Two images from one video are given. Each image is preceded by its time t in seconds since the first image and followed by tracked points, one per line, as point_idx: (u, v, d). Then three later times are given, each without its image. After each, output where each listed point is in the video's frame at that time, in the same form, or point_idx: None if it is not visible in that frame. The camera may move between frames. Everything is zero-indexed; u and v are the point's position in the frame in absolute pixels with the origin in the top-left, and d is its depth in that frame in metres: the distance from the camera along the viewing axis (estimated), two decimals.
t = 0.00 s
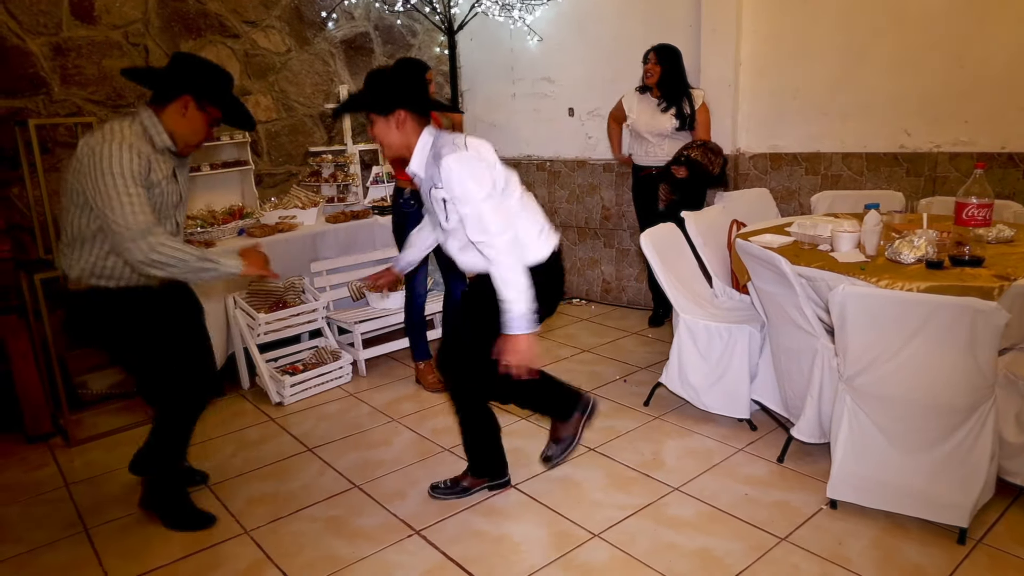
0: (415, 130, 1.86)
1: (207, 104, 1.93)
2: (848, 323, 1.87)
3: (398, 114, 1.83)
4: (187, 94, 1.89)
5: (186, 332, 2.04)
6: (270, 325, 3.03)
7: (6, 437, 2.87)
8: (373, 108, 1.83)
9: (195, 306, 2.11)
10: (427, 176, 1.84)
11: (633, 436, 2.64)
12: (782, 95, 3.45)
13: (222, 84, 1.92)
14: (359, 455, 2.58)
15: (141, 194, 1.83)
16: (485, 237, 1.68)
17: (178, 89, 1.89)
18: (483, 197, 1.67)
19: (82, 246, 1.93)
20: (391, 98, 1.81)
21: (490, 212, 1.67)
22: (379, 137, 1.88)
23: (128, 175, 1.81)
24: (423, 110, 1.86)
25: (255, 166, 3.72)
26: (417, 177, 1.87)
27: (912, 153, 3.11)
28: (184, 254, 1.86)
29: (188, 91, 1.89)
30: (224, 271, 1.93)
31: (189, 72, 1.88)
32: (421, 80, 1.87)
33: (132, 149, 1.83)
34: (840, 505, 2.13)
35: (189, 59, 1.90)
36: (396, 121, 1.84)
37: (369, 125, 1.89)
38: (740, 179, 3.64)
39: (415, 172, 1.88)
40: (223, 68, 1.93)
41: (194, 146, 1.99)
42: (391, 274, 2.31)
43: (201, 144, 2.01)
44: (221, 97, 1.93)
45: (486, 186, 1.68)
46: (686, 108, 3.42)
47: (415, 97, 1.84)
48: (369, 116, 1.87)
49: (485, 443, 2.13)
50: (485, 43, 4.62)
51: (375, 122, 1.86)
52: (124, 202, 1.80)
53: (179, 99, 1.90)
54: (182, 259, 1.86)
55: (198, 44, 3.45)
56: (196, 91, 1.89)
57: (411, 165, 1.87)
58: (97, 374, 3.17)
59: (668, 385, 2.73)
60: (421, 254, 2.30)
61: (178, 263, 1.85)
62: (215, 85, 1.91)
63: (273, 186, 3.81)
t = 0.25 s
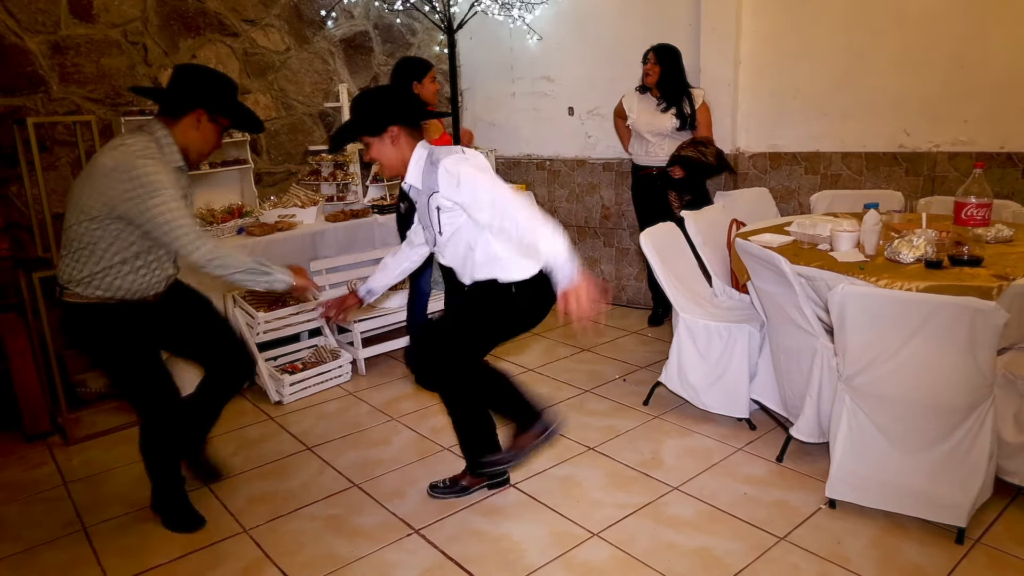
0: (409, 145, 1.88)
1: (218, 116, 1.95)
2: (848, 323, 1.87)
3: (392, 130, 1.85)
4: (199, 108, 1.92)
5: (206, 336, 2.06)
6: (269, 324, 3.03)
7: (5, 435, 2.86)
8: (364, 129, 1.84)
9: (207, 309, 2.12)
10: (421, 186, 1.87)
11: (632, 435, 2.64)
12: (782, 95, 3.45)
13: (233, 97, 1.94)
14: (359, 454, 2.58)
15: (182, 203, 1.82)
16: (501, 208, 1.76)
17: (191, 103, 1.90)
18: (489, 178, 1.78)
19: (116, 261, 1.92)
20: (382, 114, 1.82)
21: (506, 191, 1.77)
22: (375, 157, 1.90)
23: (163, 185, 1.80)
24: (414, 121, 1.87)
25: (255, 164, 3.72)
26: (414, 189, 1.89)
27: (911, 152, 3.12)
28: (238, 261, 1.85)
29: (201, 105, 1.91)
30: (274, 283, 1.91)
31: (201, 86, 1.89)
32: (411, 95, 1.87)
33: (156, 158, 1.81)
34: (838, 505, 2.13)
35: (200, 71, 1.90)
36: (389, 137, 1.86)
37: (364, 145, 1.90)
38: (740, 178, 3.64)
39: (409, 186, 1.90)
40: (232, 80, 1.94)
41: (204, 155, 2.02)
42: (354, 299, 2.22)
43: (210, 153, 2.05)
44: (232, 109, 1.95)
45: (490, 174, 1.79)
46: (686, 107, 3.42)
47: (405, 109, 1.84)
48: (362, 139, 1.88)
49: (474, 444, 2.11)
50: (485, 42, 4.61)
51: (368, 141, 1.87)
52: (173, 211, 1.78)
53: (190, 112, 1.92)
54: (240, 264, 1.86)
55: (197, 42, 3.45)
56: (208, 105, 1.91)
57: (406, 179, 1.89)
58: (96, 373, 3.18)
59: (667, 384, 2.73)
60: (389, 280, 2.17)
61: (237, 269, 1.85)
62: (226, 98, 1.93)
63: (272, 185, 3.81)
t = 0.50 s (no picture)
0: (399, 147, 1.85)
1: (238, 113, 1.98)
2: (849, 324, 1.87)
3: (380, 135, 1.82)
4: (219, 104, 1.94)
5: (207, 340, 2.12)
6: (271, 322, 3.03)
7: (7, 431, 2.87)
8: (356, 130, 1.82)
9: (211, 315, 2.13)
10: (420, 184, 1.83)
11: (634, 435, 2.64)
12: (785, 95, 3.45)
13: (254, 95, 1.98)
14: (360, 452, 2.58)
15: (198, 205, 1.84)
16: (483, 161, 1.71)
17: (213, 99, 1.93)
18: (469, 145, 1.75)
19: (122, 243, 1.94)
20: (372, 120, 1.80)
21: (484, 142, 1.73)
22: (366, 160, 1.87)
23: (186, 182, 1.83)
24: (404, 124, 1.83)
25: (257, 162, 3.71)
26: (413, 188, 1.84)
27: (915, 153, 3.11)
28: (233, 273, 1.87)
29: (222, 102, 1.94)
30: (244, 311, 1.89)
31: (223, 82, 1.93)
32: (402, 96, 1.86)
33: (187, 157, 1.85)
34: (839, 505, 2.14)
35: (223, 67, 1.94)
36: (378, 141, 1.83)
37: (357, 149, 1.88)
38: (742, 178, 3.63)
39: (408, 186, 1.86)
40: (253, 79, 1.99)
41: (218, 150, 2.04)
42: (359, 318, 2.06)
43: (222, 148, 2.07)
44: (251, 106, 1.99)
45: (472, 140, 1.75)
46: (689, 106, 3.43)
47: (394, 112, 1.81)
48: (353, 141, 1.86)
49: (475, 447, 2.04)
50: (488, 41, 4.61)
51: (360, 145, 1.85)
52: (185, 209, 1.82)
53: (211, 108, 1.94)
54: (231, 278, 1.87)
55: (200, 40, 3.45)
56: (229, 102, 1.95)
57: (404, 178, 1.84)
58: (98, 369, 3.18)
59: (669, 384, 2.73)
60: (394, 295, 2.05)
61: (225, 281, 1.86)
62: (245, 97, 1.97)
63: (274, 183, 3.81)
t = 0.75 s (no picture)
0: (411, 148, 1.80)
1: (244, 123, 1.98)
2: (853, 325, 1.87)
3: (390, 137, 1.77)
4: (224, 113, 1.94)
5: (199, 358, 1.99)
6: (273, 321, 3.03)
7: (10, 430, 2.87)
8: (366, 134, 1.77)
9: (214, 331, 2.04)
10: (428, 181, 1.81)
11: (636, 435, 2.64)
12: (788, 95, 3.45)
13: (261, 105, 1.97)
14: (363, 451, 2.58)
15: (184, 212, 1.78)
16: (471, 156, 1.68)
17: (220, 108, 1.92)
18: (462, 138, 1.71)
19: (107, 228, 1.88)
20: (383, 121, 1.75)
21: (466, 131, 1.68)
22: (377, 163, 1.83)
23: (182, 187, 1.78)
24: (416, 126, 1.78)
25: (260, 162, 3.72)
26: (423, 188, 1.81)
27: (918, 154, 3.11)
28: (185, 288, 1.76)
29: (229, 111, 1.93)
30: (173, 328, 1.76)
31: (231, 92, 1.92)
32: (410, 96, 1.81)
33: (194, 165, 1.81)
34: (842, 506, 2.13)
35: (231, 76, 1.93)
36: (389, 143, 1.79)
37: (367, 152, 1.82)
38: (745, 178, 3.63)
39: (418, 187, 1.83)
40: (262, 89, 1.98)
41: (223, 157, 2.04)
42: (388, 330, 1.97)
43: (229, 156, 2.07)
44: (258, 116, 1.98)
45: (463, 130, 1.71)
46: (692, 106, 3.43)
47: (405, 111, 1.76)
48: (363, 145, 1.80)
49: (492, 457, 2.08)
50: (491, 41, 4.61)
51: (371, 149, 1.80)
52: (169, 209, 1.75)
53: (217, 116, 1.93)
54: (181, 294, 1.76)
55: (203, 39, 3.45)
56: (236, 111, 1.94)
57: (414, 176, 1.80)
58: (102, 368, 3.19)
59: (671, 384, 2.73)
60: (421, 301, 1.99)
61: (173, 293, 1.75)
62: (253, 106, 1.96)
63: (277, 183, 3.81)
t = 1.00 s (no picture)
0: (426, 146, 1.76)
1: (249, 125, 2.00)
2: (857, 325, 1.87)
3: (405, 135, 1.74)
4: (230, 117, 1.96)
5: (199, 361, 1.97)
6: (277, 322, 3.02)
7: (15, 431, 2.88)
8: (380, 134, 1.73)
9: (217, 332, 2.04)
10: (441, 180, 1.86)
11: (640, 436, 2.64)
12: (791, 95, 3.44)
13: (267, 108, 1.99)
14: (366, 452, 2.59)
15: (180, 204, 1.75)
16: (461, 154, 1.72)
17: (226, 112, 1.94)
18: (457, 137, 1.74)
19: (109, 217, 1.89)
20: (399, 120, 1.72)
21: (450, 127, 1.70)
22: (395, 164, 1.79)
23: (181, 181, 1.76)
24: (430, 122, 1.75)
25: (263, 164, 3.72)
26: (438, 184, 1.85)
27: (922, 154, 3.10)
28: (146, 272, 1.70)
29: (234, 114, 1.95)
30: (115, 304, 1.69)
31: (236, 95, 1.94)
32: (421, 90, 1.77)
33: (199, 165, 1.80)
34: (846, 506, 2.13)
35: (237, 80, 1.95)
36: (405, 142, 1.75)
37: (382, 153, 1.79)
38: (748, 178, 3.62)
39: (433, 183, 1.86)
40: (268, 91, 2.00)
41: (230, 160, 2.06)
42: (457, 325, 1.96)
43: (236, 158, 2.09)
44: (263, 119, 2.00)
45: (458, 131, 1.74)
46: (695, 106, 3.43)
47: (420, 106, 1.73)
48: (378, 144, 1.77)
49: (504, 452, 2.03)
50: (493, 42, 4.62)
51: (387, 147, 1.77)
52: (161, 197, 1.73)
53: (223, 120, 1.95)
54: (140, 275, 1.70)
55: (207, 41, 3.46)
56: (242, 114, 1.96)
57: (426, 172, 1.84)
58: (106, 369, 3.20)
59: (675, 385, 2.72)
60: (478, 292, 2.02)
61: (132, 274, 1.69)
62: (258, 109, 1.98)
63: (281, 184, 3.82)
